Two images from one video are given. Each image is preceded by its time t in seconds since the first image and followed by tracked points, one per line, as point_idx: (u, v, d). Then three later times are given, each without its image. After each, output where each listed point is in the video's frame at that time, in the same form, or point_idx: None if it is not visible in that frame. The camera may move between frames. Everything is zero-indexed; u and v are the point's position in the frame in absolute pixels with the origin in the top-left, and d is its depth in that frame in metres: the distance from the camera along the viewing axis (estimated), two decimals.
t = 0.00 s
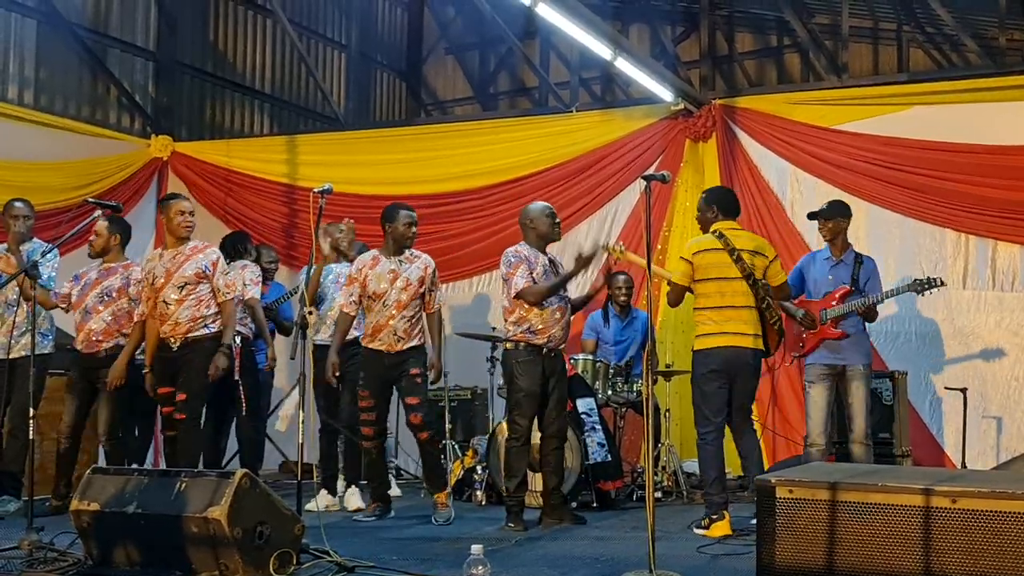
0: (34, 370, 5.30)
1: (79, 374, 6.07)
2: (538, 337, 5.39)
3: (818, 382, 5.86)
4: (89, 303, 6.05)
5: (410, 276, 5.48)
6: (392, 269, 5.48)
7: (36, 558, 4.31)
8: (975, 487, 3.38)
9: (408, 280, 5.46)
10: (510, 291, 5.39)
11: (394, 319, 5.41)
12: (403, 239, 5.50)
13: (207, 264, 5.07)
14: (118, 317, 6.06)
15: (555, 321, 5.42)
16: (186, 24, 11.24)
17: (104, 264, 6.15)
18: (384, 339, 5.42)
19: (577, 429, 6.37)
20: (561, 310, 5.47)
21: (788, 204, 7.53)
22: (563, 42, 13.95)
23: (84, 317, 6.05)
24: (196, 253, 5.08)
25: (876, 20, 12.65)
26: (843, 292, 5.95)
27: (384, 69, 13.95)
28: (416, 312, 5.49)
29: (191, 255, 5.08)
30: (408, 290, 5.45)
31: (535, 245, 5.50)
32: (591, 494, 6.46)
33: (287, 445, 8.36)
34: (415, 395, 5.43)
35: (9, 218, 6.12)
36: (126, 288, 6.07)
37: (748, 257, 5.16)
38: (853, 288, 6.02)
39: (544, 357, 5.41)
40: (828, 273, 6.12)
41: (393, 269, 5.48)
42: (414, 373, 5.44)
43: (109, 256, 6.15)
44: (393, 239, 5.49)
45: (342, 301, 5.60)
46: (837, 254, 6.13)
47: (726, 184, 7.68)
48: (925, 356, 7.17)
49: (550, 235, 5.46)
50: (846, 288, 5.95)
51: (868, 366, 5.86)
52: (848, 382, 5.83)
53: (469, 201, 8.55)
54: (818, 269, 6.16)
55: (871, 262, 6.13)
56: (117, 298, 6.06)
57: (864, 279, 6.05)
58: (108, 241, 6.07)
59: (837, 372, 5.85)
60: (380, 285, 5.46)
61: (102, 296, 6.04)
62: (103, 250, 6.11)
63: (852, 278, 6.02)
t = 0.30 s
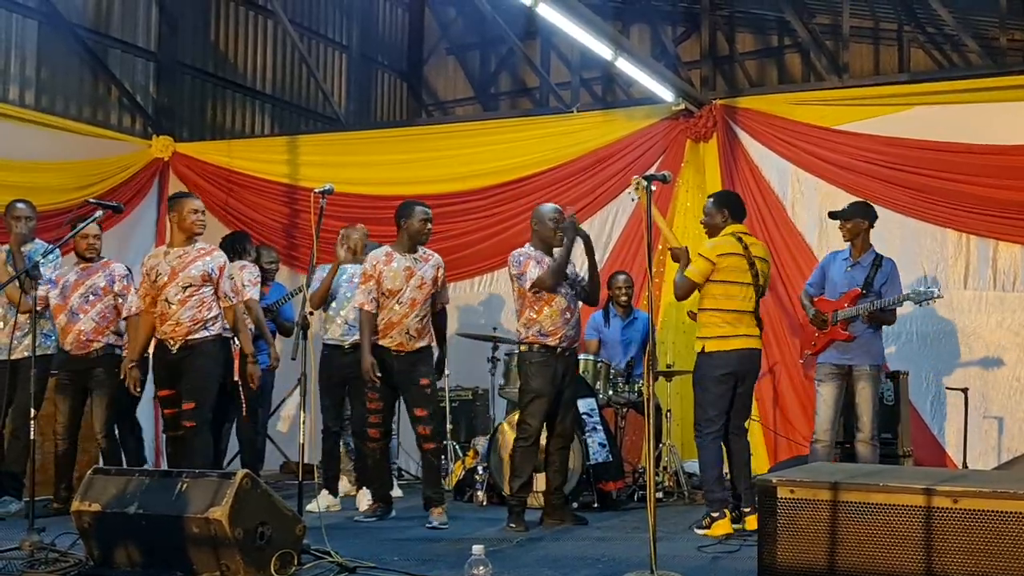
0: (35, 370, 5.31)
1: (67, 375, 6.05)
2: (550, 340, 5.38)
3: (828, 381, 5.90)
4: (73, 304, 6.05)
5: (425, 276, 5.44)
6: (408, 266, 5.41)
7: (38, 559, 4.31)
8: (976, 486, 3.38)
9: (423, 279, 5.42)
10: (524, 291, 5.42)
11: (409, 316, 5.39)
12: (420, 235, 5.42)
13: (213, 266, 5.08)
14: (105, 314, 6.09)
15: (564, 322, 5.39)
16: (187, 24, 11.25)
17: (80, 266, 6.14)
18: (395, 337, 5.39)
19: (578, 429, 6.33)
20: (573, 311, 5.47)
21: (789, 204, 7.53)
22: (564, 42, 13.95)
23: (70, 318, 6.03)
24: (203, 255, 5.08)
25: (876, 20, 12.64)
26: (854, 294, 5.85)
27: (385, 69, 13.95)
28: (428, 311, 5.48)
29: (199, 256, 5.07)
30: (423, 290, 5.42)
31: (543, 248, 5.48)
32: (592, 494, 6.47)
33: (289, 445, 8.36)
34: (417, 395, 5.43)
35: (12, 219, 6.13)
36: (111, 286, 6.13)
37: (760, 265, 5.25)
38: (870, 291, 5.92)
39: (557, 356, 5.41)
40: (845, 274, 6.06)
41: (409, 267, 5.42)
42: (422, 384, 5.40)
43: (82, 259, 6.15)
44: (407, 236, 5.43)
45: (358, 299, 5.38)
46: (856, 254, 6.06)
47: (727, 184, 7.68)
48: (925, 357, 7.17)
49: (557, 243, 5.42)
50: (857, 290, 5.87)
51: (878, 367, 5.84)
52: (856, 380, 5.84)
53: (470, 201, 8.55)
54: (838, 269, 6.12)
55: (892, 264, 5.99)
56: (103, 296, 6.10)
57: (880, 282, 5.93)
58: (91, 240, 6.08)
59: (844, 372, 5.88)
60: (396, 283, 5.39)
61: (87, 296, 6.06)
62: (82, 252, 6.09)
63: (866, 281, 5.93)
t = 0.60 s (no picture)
0: (35, 369, 5.31)
1: (69, 374, 6.04)
2: (553, 340, 5.39)
3: (828, 380, 5.91)
4: (78, 300, 6.02)
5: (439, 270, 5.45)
6: (423, 258, 5.44)
7: (38, 558, 4.31)
8: (976, 486, 3.38)
9: (437, 272, 5.45)
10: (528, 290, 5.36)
11: (420, 310, 5.40)
12: (438, 229, 5.43)
13: (225, 272, 5.11)
14: (109, 312, 6.11)
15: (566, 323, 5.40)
16: (187, 23, 11.24)
17: (77, 262, 6.10)
18: (406, 329, 5.40)
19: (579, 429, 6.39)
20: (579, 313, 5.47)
21: (789, 204, 7.53)
22: (564, 41, 13.95)
23: (74, 314, 6.01)
24: (216, 258, 5.10)
25: (876, 19, 12.63)
26: (853, 292, 5.91)
27: (385, 68, 13.94)
28: (440, 306, 5.46)
29: (212, 259, 5.09)
30: (437, 284, 5.44)
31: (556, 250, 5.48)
32: (593, 492, 6.46)
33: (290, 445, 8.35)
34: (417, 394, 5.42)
35: (11, 218, 6.12)
36: (115, 283, 6.13)
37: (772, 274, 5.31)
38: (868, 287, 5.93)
39: (564, 357, 5.41)
40: (848, 273, 6.09)
41: (424, 259, 5.45)
42: (434, 380, 5.39)
43: (80, 257, 6.10)
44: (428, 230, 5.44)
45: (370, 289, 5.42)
46: (860, 253, 6.09)
47: (728, 183, 7.68)
48: (925, 356, 7.17)
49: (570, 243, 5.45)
50: (857, 288, 5.91)
51: (878, 366, 5.83)
52: (857, 380, 5.84)
53: (471, 201, 8.55)
54: (842, 269, 6.15)
55: (894, 263, 6.00)
56: (107, 293, 6.10)
57: (882, 280, 5.94)
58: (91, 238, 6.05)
59: (845, 371, 5.89)
60: (409, 273, 5.42)
61: (92, 294, 6.04)
62: (83, 250, 6.07)
63: (866, 279, 5.94)
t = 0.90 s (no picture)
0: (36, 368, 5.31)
1: (73, 375, 6.04)
2: (550, 338, 5.38)
3: (822, 381, 5.92)
4: (85, 302, 6.05)
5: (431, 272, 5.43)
6: (417, 261, 5.46)
7: (37, 558, 4.32)
8: (974, 486, 3.39)
9: (429, 274, 5.44)
10: (521, 285, 5.36)
11: (414, 311, 5.40)
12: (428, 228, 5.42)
13: (221, 272, 5.05)
14: (115, 315, 6.11)
15: (564, 322, 5.40)
16: (187, 24, 11.24)
17: (91, 263, 6.12)
18: (404, 332, 5.42)
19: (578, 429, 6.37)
20: (579, 313, 5.46)
21: (788, 204, 7.53)
22: (563, 41, 13.95)
23: (81, 316, 6.03)
24: (214, 258, 5.06)
25: (875, 19, 12.63)
26: (842, 293, 5.90)
27: (384, 68, 13.93)
28: (437, 307, 5.41)
29: (208, 259, 5.05)
30: (427, 285, 5.43)
31: (560, 249, 5.47)
32: (592, 493, 6.47)
33: (290, 445, 8.36)
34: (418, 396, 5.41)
35: (9, 218, 6.12)
36: (124, 288, 6.13)
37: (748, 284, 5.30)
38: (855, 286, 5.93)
39: (560, 356, 5.40)
40: (838, 274, 6.09)
41: (418, 261, 5.47)
42: (432, 384, 5.36)
43: (94, 257, 6.12)
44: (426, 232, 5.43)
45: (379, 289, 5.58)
46: (850, 254, 6.10)
47: (727, 183, 7.68)
48: (924, 356, 7.18)
49: (572, 241, 5.42)
50: (847, 288, 5.91)
51: (871, 365, 5.83)
52: (848, 379, 5.84)
53: (470, 201, 8.55)
54: (832, 271, 6.14)
55: (884, 262, 5.97)
56: (115, 297, 6.10)
57: (873, 280, 5.91)
58: (107, 241, 6.04)
59: (839, 372, 5.89)
60: (404, 276, 5.48)
61: (100, 296, 6.06)
62: (99, 250, 6.07)
63: (856, 279, 5.93)
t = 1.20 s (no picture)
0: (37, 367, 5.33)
1: (72, 374, 6.04)
2: (537, 339, 5.41)
3: (818, 381, 5.91)
4: (84, 300, 6.02)
5: (409, 268, 5.44)
6: (396, 261, 5.52)
7: (37, 557, 4.33)
8: (974, 486, 3.38)
9: (407, 272, 5.45)
10: (513, 288, 5.52)
11: (399, 311, 5.45)
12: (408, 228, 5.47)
13: (199, 261, 4.95)
14: (115, 314, 6.11)
15: (549, 324, 5.40)
16: (187, 23, 11.24)
17: (92, 261, 6.11)
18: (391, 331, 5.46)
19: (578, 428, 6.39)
20: (566, 314, 5.42)
21: (788, 203, 7.52)
22: (563, 41, 13.95)
23: (80, 314, 6.02)
24: (192, 248, 4.96)
25: (875, 19, 12.63)
26: (835, 291, 5.92)
27: (384, 68, 13.92)
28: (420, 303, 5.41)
29: (185, 249, 4.95)
30: (404, 281, 5.46)
31: (553, 249, 5.52)
32: (591, 492, 6.47)
33: (290, 444, 8.35)
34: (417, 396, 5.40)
35: (6, 217, 6.13)
36: (123, 285, 6.11)
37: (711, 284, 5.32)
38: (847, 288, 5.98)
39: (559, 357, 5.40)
40: (828, 274, 6.11)
41: (398, 262, 5.51)
42: (424, 385, 5.32)
43: (95, 255, 6.11)
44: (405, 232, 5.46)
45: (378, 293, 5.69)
46: (838, 254, 6.14)
47: (727, 182, 7.68)
48: (922, 355, 7.17)
49: (565, 240, 5.45)
50: (839, 287, 5.93)
51: (866, 364, 5.84)
52: (844, 378, 5.85)
53: (470, 200, 8.55)
54: (820, 272, 6.15)
55: (872, 261, 6.04)
56: (114, 296, 6.09)
57: (863, 278, 5.97)
58: (110, 239, 6.04)
59: (834, 371, 5.89)
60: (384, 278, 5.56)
61: (99, 294, 6.04)
62: (101, 247, 6.06)
63: (847, 277, 5.98)
